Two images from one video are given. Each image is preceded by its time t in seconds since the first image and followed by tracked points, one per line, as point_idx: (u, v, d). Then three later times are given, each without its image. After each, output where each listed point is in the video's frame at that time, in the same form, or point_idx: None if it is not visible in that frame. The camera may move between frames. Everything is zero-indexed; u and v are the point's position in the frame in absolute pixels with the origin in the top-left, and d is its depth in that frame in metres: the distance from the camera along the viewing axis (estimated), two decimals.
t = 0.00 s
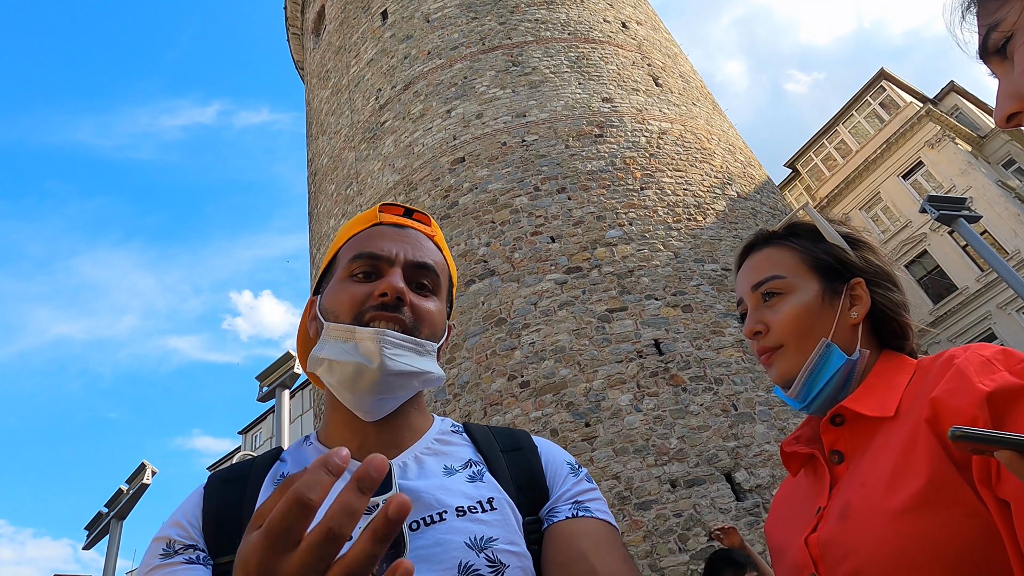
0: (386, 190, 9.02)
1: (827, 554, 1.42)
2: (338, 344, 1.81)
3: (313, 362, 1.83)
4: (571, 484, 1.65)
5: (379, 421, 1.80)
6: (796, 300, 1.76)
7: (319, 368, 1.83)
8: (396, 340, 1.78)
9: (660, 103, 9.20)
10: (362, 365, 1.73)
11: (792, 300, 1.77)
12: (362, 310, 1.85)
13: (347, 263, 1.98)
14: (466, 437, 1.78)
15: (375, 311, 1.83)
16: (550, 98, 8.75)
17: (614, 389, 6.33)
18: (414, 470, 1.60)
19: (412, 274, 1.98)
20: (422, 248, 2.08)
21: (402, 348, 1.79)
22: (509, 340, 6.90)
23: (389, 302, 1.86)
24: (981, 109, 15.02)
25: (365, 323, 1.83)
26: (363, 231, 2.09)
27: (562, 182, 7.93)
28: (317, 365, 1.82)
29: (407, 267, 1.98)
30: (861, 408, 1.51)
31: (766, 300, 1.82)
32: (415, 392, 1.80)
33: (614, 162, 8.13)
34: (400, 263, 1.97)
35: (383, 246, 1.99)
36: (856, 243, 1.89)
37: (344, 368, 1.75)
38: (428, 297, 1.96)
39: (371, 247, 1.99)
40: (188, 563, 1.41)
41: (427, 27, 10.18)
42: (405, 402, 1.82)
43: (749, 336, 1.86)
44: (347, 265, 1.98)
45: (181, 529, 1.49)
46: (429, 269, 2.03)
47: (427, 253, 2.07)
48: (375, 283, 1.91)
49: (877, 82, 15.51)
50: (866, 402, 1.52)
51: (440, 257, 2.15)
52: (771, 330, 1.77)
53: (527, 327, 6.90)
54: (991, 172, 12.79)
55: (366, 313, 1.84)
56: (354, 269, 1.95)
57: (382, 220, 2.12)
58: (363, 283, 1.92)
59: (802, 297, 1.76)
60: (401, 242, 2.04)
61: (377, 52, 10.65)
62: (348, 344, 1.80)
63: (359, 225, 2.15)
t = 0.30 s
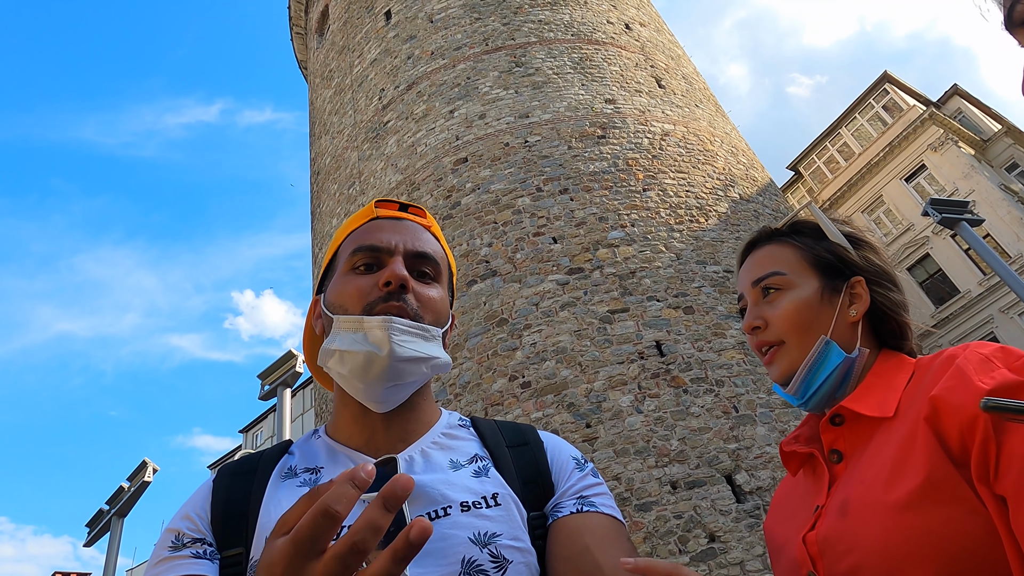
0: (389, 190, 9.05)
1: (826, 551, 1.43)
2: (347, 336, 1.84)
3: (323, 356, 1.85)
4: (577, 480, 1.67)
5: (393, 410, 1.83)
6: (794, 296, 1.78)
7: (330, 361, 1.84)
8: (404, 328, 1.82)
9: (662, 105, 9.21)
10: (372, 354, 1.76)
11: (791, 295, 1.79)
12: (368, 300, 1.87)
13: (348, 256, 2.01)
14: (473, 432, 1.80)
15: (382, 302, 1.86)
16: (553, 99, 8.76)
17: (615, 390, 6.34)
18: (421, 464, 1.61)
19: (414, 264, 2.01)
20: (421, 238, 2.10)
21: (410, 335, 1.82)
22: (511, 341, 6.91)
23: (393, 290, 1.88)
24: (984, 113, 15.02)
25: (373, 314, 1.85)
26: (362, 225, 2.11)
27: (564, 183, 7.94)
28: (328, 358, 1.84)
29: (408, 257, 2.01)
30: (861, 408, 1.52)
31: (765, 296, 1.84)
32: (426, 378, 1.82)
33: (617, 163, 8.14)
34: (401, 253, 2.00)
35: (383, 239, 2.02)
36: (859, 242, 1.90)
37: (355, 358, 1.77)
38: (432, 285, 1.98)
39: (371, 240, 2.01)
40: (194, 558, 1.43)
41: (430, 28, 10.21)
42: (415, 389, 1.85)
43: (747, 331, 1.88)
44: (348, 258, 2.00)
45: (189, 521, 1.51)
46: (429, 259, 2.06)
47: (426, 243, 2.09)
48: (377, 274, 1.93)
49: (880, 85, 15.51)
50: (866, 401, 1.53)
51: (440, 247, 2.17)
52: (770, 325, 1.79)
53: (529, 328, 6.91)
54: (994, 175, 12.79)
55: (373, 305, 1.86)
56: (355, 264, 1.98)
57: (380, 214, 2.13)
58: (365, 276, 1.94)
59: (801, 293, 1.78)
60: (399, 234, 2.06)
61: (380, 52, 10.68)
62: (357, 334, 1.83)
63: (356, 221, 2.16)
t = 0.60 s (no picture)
0: (391, 188, 9.03)
1: (828, 558, 1.42)
2: (345, 345, 1.75)
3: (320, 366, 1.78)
4: (574, 483, 1.65)
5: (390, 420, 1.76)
6: (797, 296, 1.75)
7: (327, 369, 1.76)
8: (407, 336, 1.73)
9: (665, 104, 9.17)
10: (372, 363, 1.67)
11: (793, 295, 1.76)
12: (366, 313, 1.83)
13: (347, 266, 1.97)
14: (470, 436, 1.78)
15: (381, 316, 1.82)
16: (556, 97, 8.73)
17: (616, 389, 6.32)
18: (418, 468, 1.60)
19: (414, 275, 1.99)
20: (422, 248, 2.09)
21: (412, 346, 1.74)
22: (513, 339, 6.89)
23: (393, 304, 1.84)
24: (988, 113, 14.96)
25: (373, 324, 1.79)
26: (360, 232, 2.10)
27: (567, 181, 7.91)
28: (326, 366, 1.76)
29: (408, 268, 1.99)
30: (864, 412, 1.50)
31: (767, 295, 1.81)
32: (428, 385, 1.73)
33: (619, 162, 8.12)
34: (401, 262, 1.99)
35: (383, 248, 2.00)
36: (864, 241, 1.88)
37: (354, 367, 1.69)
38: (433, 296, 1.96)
39: (370, 251, 1.98)
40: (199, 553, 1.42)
41: (433, 25, 10.18)
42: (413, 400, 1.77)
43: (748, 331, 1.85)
44: (347, 268, 1.96)
45: (191, 521, 1.51)
46: (429, 269, 2.05)
47: (426, 253, 2.08)
48: (377, 287, 1.90)
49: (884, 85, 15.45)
50: (870, 405, 1.51)
51: (439, 256, 2.16)
52: (772, 325, 1.76)
53: (530, 326, 6.89)
54: (997, 176, 12.74)
55: (372, 317, 1.82)
56: (354, 273, 1.95)
57: (379, 220, 2.12)
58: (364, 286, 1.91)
59: (803, 293, 1.75)
60: (399, 243, 2.04)
61: (383, 50, 10.66)
62: (356, 344, 1.73)
63: (355, 226, 2.15)
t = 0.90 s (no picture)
0: (392, 186, 9.00)
1: (841, 567, 1.38)
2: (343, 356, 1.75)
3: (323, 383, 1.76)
4: (582, 492, 1.62)
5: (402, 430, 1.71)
6: (808, 294, 1.72)
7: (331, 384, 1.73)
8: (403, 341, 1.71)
9: (667, 102, 9.13)
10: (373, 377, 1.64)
11: (804, 294, 1.72)
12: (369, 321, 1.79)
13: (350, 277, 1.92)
14: (477, 445, 1.77)
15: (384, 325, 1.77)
16: (558, 95, 8.69)
17: (618, 388, 6.28)
18: (427, 472, 1.57)
19: (418, 284, 1.94)
20: (426, 257, 2.04)
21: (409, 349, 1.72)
22: (515, 337, 6.86)
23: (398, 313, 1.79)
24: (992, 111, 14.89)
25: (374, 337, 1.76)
26: (365, 243, 2.06)
27: (569, 179, 7.87)
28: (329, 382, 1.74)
29: (412, 277, 1.94)
30: (879, 416, 1.46)
31: (777, 295, 1.78)
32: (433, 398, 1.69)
33: (621, 160, 8.08)
34: (406, 274, 1.93)
35: (389, 258, 1.95)
36: (879, 237, 1.83)
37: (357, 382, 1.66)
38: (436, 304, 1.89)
39: (372, 260, 1.94)
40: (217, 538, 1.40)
41: (434, 23, 10.14)
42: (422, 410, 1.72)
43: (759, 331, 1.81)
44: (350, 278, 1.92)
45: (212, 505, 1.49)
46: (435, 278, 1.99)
47: (431, 262, 2.03)
48: (380, 296, 1.85)
49: (887, 83, 15.38)
50: (886, 409, 1.47)
51: (442, 265, 2.11)
52: (784, 324, 1.72)
53: (532, 325, 6.86)
54: (1001, 174, 12.68)
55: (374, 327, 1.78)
56: (359, 283, 1.89)
57: (382, 231, 2.07)
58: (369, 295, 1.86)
59: (815, 291, 1.71)
60: (403, 253, 1.99)
61: (384, 48, 10.62)
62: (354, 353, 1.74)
63: (359, 237, 2.11)
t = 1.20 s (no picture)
0: (393, 185, 8.95)
1: None
2: (369, 347, 1.83)
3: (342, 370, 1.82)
4: (575, 511, 1.63)
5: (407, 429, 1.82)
6: (799, 297, 1.67)
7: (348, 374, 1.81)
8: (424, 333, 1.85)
9: (668, 99, 9.08)
10: (400, 362, 1.79)
11: (795, 297, 1.68)
12: (392, 316, 1.88)
13: (374, 272, 1.99)
14: (471, 457, 1.77)
15: (407, 318, 1.88)
16: (558, 93, 8.64)
17: (619, 386, 6.24)
18: (420, 485, 1.58)
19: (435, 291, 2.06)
20: (440, 267, 2.14)
21: (431, 346, 1.85)
22: (515, 336, 6.83)
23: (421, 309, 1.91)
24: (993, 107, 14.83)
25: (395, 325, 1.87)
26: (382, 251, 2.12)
27: (569, 177, 7.83)
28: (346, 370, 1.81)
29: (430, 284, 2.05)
30: (872, 420, 1.42)
31: (768, 298, 1.73)
32: (441, 392, 1.85)
33: (622, 158, 8.03)
34: (426, 279, 2.03)
35: (412, 262, 2.05)
36: (872, 235, 1.79)
37: (385, 367, 1.79)
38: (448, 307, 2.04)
39: (395, 259, 2.02)
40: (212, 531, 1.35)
41: (434, 22, 10.09)
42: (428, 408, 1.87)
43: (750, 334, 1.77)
44: (374, 274, 1.98)
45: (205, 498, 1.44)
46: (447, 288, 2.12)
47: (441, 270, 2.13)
48: (405, 293, 1.95)
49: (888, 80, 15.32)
50: (878, 414, 1.43)
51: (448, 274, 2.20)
52: (775, 328, 1.68)
53: (532, 323, 6.82)
54: (1003, 170, 12.63)
55: (397, 318, 1.88)
56: (383, 281, 1.98)
57: (401, 242, 2.14)
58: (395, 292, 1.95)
59: (806, 294, 1.67)
60: (422, 259, 2.09)
61: (384, 47, 10.57)
62: (381, 345, 1.83)
63: (377, 245, 2.16)
